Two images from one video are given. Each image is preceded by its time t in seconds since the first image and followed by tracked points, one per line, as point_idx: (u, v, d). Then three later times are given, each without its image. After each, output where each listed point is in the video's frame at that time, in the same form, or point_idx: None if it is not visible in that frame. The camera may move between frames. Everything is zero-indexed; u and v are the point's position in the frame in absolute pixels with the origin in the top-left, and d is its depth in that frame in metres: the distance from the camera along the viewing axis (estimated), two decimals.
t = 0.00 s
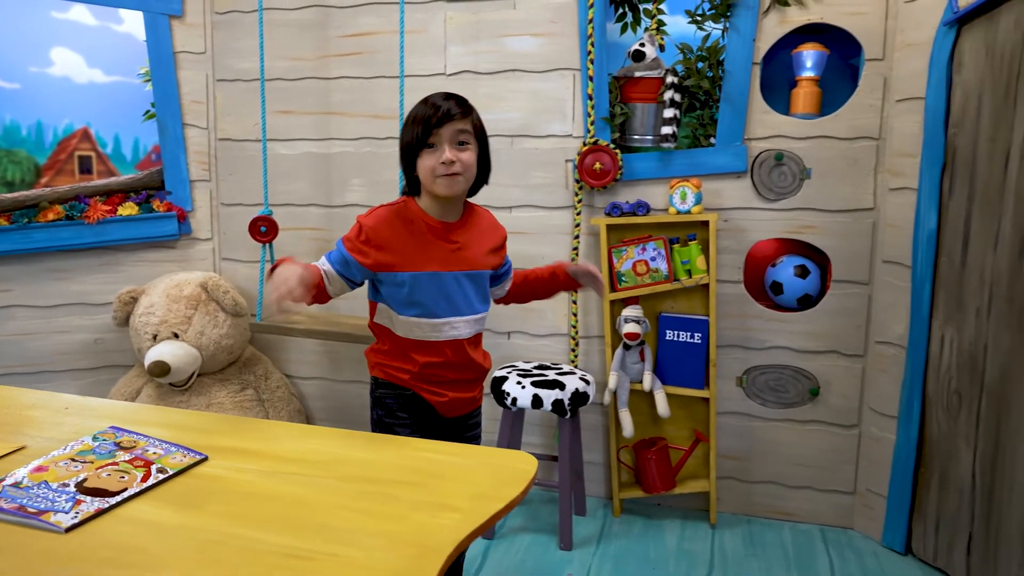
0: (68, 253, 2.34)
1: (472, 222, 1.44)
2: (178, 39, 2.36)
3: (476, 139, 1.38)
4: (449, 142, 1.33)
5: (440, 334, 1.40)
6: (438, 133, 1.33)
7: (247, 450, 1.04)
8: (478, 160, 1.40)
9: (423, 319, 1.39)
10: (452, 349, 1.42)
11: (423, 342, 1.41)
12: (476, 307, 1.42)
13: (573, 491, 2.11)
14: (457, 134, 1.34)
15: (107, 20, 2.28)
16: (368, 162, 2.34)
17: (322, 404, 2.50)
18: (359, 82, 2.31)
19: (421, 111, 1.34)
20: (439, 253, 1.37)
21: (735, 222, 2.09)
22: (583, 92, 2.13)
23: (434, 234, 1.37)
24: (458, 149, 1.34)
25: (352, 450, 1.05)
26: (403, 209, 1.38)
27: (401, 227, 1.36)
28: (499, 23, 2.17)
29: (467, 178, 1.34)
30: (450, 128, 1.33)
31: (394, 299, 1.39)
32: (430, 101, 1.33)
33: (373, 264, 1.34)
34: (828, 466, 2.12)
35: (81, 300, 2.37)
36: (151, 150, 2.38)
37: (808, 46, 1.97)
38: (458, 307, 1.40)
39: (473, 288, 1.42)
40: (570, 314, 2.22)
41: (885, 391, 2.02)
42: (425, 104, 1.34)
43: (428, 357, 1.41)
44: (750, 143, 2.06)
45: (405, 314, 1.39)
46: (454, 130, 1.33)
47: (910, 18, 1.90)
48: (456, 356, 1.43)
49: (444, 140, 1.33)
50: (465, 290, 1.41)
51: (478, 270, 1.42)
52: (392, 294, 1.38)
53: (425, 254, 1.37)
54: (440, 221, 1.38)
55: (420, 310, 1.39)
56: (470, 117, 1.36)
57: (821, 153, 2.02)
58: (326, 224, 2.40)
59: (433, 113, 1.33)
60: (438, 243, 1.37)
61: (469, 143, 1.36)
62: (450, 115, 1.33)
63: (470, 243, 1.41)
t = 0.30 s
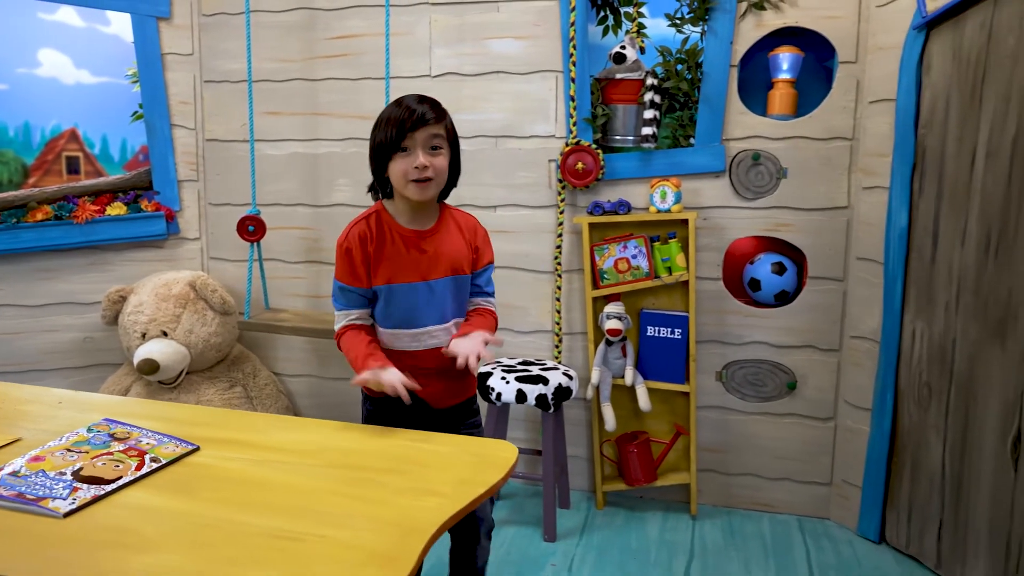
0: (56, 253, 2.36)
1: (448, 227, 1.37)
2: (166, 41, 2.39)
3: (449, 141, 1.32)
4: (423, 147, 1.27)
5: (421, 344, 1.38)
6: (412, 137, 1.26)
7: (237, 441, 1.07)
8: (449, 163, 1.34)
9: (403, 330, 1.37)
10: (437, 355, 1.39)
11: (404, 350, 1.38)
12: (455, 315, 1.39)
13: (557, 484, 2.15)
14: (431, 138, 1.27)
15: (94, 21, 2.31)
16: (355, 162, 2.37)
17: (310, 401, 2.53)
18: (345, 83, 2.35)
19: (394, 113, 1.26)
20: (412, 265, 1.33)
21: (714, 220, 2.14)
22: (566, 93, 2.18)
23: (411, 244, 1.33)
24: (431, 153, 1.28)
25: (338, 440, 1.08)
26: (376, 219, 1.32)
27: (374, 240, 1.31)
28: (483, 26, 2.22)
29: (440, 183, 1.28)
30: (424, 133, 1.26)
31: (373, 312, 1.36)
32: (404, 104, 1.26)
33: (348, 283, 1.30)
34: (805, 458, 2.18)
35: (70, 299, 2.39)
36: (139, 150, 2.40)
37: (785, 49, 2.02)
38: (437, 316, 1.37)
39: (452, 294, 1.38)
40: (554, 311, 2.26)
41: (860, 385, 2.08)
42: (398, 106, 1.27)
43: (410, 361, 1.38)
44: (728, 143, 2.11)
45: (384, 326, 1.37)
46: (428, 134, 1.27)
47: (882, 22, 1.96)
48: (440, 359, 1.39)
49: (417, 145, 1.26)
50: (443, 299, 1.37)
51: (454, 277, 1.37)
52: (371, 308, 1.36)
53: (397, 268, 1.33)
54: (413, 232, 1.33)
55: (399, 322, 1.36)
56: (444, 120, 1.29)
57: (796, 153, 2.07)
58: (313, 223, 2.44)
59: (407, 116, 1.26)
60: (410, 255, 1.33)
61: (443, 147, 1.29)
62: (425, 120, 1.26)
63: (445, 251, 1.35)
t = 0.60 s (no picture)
0: (45, 254, 2.38)
1: (455, 228, 1.38)
2: (153, 44, 2.41)
3: (454, 144, 1.35)
4: (428, 147, 1.31)
5: (419, 341, 1.36)
6: (417, 138, 1.30)
7: (233, 434, 1.11)
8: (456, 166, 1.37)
9: (403, 328, 1.36)
10: (434, 352, 1.37)
11: (403, 346, 1.37)
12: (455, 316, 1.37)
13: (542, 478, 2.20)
14: (436, 139, 1.31)
15: (81, 23, 2.32)
16: (342, 163, 2.41)
17: (298, 398, 2.56)
18: (332, 85, 2.38)
19: (399, 118, 1.31)
20: (415, 265, 1.34)
21: (694, 219, 2.20)
22: (549, 96, 2.23)
23: (413, 244, 1.35)
24: (437, 153, 1.31)
25: (331, 432, 1.12)
26: (382, 221, 1.36)
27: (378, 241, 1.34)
28: (467, 29, 2.26)
29: (447, 182, 1.32)
30: (429, 134, 1.30)
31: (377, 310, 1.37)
32: (408, 109, 1.30)
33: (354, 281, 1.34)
34: (784, 451, 2.24)
35: (58, 299, 2.41)
36: (126, 152, 2.42)
37: (761, 53, 2.08)
38: (437, 315, 1.36)
39: (454, 295, 1.36)
40: (538, 309, 2.31)
41: (835, 379, 2.14)
42: (403, 111, 1.31)
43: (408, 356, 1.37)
44: (707, 144, 2.17)
45: (387, 323, 1.38)
46: (433, 135, 1.31)
47: (854, 27, 2.02)
48: (439, 356, 1.37)
49: (422, 145, 1.30)
50: (444, 300, 1.36)
51: (459, 279, 1.36)
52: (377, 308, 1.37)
53: (400, 268, 1.34)
54: (418, 233, 1.35)
55: (399, 319, 1.36)
56: (448, 122, 1.34)
57: (773, 154, 2.13)
58: (301, 223, 2.47)
59: (412, 119, 1.30)
60: (413, 256, 1.34)
61: (448, 148, 1.33)
62: (429, 121, 1.30)
63: (449, 252, 1.36)
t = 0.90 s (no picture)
0: (29, 254, 2.39)
1: (483, 225, 1.46)
2: (137, 45, 2.43)
3: (483, 144, 1.45)
4: (457, 146, 1.41)
5: (442, 329, 1.45)
6: (447, 138, 1.41)
7: (229, 426, 1.15)
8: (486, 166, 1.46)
9: (426, 314, 1.46)
10: (455, 343, 1.46)
11: (426, 333, 1.46)
12: (477, 308, 1.46)
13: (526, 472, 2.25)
14: (465, 138, 1.41)
15: (63, 24, 2.33)
16: (327, 164, 2.44)
17: (284, 396, 2.59)
18: (316, 87, 2.41)
19: (431, 120, 1.42)
20: (443, 255, 1.43)
21: (673, 218, 2.26)
22: (530, 97, 2.28)
23: (442, 236, 1.44)
24: (465, 151, 1.41)
25: (325, 423, 1.16)
26: (416, 213, 1.45)
27: (410, 231, 1.44)
28: (451, 32, 2.30)
29: (475, 178, 1.41)
30: (457, 134, 1.40)
31: (405, 296, 1.47)
32: (440, 111, 1.41)
33: (385, 267, 1.44)
34: (760, 442, 2.31)
35: (43, 299, 2.42)
36: (109, 152, 2.43)
37: (737, 56, 2.15)
38: (460, 306, 1.45)
39: (478, 288, 1.45)
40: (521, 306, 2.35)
41: (810, 372, 2.21)
42: (435, 113, 1.42)
43: (429, 346, 1.45)
44: (685, 145, 2.23)
45: (411, 309, 1.47)
46: (461, 134, 1.41)
47: (825, 31, 2.09)
48: (459, 347, 1.45)
49: (451, 145, 1.40)
50: (468, 291, 1.45)
51: (482, 273, 1.45)
52: (405, 295, 1.47)
53: (428, 257, 1.43)
54: (448, 225, 1.44)
55: (424, 306, 1.45)
56: (476, 123, 1.43)
57: (748, 155, 2.20)
58: (286, 223, 2.50)
59: (442, 121, 1.41)
60: (442, 246, 1.43)
61: (477, 147, 1.43)
62: (458, 122, 1.40)
63: (475, 246, 1.45)
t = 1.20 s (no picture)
0: (7, 254, 2.38)
1: (485, 223, 1.50)
2: (115, 44, 2.43)
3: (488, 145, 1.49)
4: (463, 147, 1.45)
5: (439, 322, 1.49)
6: (452, 139, 1.44)
7: (219, 418, 1.18)
8: (490, 165, 1.50)
9: (425, 307, 1.50)
10: (451, 335, 1.49)
11: (424, 325, 1.50)
12: (475, 303, 1.49)
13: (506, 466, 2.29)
14: (470, 139, 1.45)
15: (39, 23, 2.33)
16: (306, 163, 2.46)
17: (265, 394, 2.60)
18: (296, 86, 2.43)
19: (437, 122, 1.46)
20: (444, 251, 1.48)
21: (648, 215, 2.31)
22: (508, 97, 2.32)
23: (444, 233, 1.48)
24: (470, 152, 1.45)
25: (312, 415, 1.20)
26: (420, 210, 1.50)
27: (414, 227, 1.48)
28: (430, 33, 2.34)
29: (479, 178, 1.45)
30: (463, 135, 1.44)
31: (407, 290, 1.51)
32: (446, 113, 1.45)
33: (388, 261, 1.48)
34: (734, 434, 2.37)
35: (21, 299, 2.41)
36: (86, 151, 2.43)
37: (709, 58, 2.21)
38: (460, 299, 1.49)
39: (476, 283, 1.49)
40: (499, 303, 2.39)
41: (780, 365, 2.28)
42: (440, 115, 1.46)
43: (425, 338, 1.49)
44: (659, 144, 2.29)
45: (411, 302, 1.51)
46: (466, 136, 1.44)
47: (793, 34, 2.16)
48: (455, 339, 1.49)
49: (457, 145, 1.44)
50: (468, 286, 1.49)
51: (482, 269, 1.49)
52: (407, 289, 1.51)
53: (431, 252, 1.48)
54: (450, 222, 1.48)
55: (423, 299, 1.49)
56: (481, 124, 1.47)
57: (720, 154, 2.26)
58: (266, 222, 2.51)
59: (448, 122, 1.45)
60: (443, 242, 1.48)
61: (482, 147, 1.46)
62: (463, 123, 1.44)
63: (476, 243, 1.48)
